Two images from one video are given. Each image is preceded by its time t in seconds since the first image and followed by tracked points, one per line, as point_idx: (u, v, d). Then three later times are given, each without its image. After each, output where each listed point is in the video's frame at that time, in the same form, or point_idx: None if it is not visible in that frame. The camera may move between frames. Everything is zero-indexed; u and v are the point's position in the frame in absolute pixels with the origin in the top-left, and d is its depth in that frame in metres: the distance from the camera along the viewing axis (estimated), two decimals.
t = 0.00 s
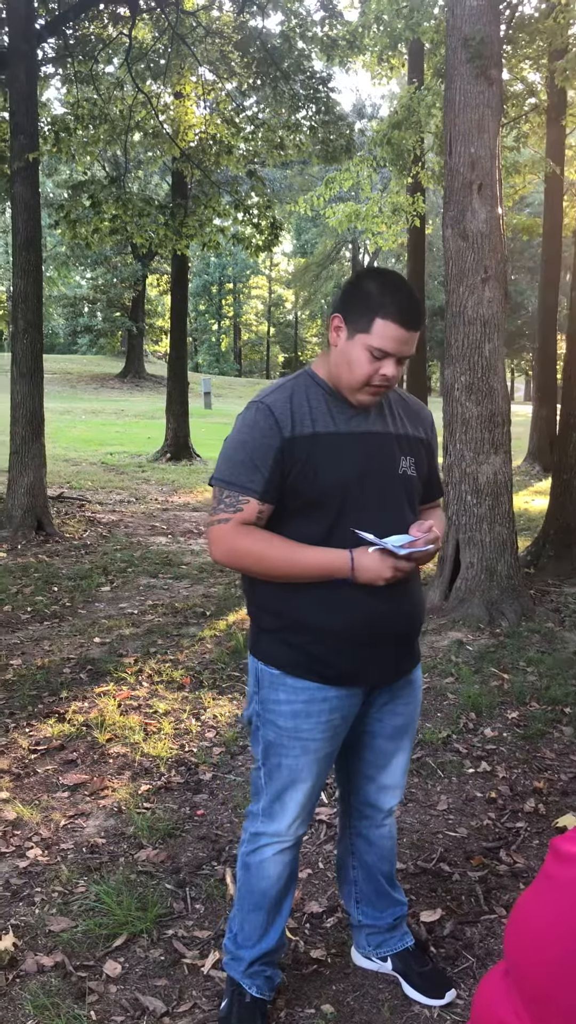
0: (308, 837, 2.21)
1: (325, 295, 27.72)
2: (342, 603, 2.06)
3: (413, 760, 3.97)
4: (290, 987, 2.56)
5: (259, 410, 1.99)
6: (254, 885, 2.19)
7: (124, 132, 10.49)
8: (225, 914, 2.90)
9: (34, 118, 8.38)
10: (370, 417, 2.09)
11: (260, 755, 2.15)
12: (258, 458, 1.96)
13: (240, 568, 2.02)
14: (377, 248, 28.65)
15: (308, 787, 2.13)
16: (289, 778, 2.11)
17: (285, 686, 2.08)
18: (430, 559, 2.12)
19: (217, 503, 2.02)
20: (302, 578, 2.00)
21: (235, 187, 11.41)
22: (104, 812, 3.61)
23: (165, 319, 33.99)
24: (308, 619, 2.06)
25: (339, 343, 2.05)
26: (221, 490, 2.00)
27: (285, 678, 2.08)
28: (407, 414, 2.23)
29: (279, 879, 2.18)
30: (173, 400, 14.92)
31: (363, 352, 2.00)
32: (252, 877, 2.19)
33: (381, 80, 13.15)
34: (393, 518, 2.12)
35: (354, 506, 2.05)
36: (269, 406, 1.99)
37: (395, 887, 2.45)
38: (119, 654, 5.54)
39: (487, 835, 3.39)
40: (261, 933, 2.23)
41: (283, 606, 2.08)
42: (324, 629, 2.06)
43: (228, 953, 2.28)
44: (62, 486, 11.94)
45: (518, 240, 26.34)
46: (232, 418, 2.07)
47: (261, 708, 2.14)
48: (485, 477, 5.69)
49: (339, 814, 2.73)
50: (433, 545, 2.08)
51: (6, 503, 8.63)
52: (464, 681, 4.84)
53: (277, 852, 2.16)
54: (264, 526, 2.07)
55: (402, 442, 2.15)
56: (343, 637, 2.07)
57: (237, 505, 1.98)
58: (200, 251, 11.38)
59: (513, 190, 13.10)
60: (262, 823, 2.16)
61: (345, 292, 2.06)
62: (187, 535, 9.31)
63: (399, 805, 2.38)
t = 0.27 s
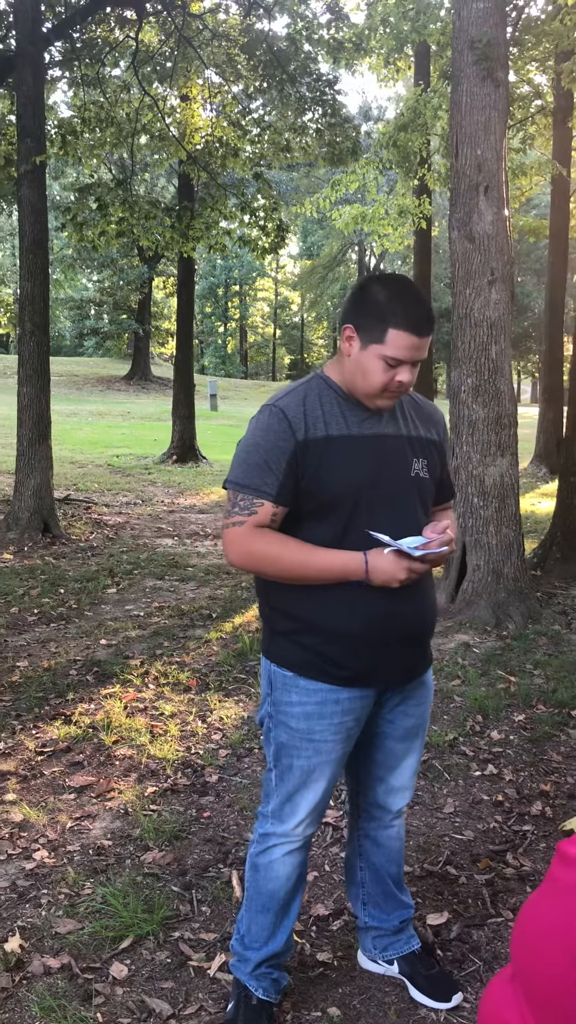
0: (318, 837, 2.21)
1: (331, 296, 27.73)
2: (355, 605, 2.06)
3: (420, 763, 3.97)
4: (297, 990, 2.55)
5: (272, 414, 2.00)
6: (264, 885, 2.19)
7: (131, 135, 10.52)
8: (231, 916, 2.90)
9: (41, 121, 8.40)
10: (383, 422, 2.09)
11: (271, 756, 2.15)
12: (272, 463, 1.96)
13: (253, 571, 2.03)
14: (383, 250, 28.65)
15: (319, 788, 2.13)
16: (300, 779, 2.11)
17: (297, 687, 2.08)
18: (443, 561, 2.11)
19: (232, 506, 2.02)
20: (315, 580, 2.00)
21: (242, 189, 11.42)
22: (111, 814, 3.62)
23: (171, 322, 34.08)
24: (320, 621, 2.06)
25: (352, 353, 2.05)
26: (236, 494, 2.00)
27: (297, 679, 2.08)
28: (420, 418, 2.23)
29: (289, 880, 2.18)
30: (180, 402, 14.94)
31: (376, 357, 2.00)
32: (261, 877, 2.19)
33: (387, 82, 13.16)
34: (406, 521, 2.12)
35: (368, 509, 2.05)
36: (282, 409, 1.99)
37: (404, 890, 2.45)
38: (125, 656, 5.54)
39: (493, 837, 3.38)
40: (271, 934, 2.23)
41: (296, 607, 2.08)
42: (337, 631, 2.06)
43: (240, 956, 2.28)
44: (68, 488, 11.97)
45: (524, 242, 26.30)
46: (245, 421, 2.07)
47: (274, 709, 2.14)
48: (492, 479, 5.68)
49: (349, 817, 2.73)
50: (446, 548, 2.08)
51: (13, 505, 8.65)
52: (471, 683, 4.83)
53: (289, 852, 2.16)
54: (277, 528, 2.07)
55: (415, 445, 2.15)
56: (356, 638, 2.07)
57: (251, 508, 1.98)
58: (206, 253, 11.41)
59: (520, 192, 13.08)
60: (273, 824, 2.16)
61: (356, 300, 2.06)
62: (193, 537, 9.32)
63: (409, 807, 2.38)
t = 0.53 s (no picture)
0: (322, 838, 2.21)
1: (335, 297, 27.72)
2: (361, 606, 2.06)
3: (424, 764, 3.96)
4: (301, 990, 2.55)
5: (280, 415, 2.00)
6: (268, 886, 2.18)
7: (135, 135, 10.53)
8: (236, 917, 2.90)
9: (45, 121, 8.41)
10: (391, 424, 2.09)
11: (275, 756, 2.15)
12: (279, 464, 1.96)
13: (259, 571, 2.03)
14: (387, 250, 28.62)
15: (324, 788, 2.12)
16: (304, 780, 2.11)
17: (302, 688, 2.08)
18: (450, 563, 2.11)
19: (239, 507, 2.02)
20: (321, 582, 2.00)
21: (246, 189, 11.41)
22: (115, 814, 3.62)
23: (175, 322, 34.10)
24: (326, 621, 2.06)
25: (360, 358, 2.04)
26: (243, 495, 2.00)
27: (302, 679, 2.08)
28: (428, 421, 2.22)
29: (294, 881, 2.18)
30: (184, 402, 14.95)
31: (384, 361, 1.99)
32: (265, 877, 2.19)
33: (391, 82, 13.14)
34: (413, 522, 2.11)
35: (374, 510, 2.05)
36: (290, 411, 2.00)
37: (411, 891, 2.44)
38: (129, 656, 5.55)
39: (498, 839, 3.37)
40: (276, 935, 2.23)
41: (302, 608, 2.08)
42: (342, 632, 2.05)
43: (246, 956, 2.28)
44: (72, 488, 11.98)
45: (528, 241, 26.27)
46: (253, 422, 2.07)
47: (278, 710, 2.14)
48: (496, 480, 5.67)
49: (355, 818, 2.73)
50: (454, 549, 2.07)
51: (18, 505, 8.67)
52: (475, 684, 4.82)
53: (293, 853, 2.15)
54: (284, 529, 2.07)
55: (422, 446, 2.15)
56: (361, 639, 2.06)
57: (258, 509, 1.98)
58: (210, 253, 11.41)
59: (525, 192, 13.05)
60: (277, 824, 2.16)
61: (364, 303, 2.05)
62: (198, 538, 9.33)
63: (413, 807, 2.38)
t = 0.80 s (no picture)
0: (322, 838, 2.21)
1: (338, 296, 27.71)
2: (359, 606, 2.06)
3: (428, 763, 3.96)
4: (305, 990, 2.55)
5: (279, 413, 1.99)
6: (267, 885, 2.18)
7: (138, 134, 10.54)
8: (240, 916, 2.90)
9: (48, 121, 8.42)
10: (391, 423, 2.08)
11: (273, 756, 2.15)
12: (278, 463, 1.96)
13: (257, 570, 2.02)
14: (390, 249, 28.60)
15: (321, 788, 2.12)
16: (302, 780, 2.11)
17: (300, 688, 2.08)
18: (449, 563, 2.10)
19: (236, 504, 2.02)
20: (319, 581, 2.00)
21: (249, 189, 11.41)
22: (119, 813, 3.62)
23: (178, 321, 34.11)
24: (322, 621, 2.06)
25: (360, 355, 2.04)
26: (241, 492, 2.00)
27: (299, 679, 2.08)
28: (428, 421, 2.22)
29: (295, 881, 2.17)
30: (187, 401, 14.96)
31: (385, 360, 1.99)
32: (264, 877, 2.19)
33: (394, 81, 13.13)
34: (412, 522, 2.11)
35: (373, 510, 2.04)
36: (289, 408, 1.99)
37: (412, 891, 2.44)
38: (133, 655, 5.55)
39: (502, 838, 3.37)
40: (277, 935, 2.23)
41: (299, 607, 2.08)
42: (340, 632, 2.05)
43: (245, 955, 2.28)
44: (76, 487, 11.99)
45: (532, 239, 26.26)
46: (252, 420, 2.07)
47: (276, 710, 2.14)
48: (500, 479, 5.67)
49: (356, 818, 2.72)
50: (452, 549, 2.06)
51: (21, 504, 8.67)
52: (479, 684, 4.82)
53: (292, 853, 2.15)
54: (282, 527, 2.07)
55: (422, 446, 2.14)
56: (359, 639, 2.06)
57: (256, 507, 1.97)
58: (213, 253, 11.42)
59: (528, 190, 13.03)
60: (275, 824, 2.16)
61: (367, 300, 2.04)
62: (201, 537, 9.33)
63: (413, 808, 2.37)
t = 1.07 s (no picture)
0: (320, 838, 2.21)
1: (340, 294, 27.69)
2: (355, 605, 2.06)
3: (431, 762, 3.95)
4: (309, 988, 2.55)
5: (273, 411, 1.99)
6: (265, 885, 2.18)
7: (139, 133, 10.53)
8: (243, 915, 2.90)
9: (49, 120, 8.41)
10: (386, 420, 2.08)
11: (270, 757, 2.14)
12: (273, 461, 1.95)
13: (252, 569, 2.02)
14: (392, 248, 28.58)
15: (319, 788, 2.12)
16: (299, 781, 2.10)
17: (296, 688, 2.08)
18: (445, 561, 2.10)
19: (231, 502, 2.01)
20: (315, 581, 2.00)
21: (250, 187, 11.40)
22: (122, 812, 3.62)
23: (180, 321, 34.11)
24: (318, 620, 2.06)
25: (355, 349, 2.04)
26: (236, 491, 2.00)
27: (295, 679, 2.08)
28: (423, 418, 2.22)
29: (295, 881, 2.17)
30: (189, 401, 14.95)
31: (380, 355, 1.98)
32: (262, 877, 2.19)
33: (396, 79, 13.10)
34: (407, 520, 2.11)
35: (368, 508, 2.04)
36: (284, 406, 1.99)
37: (411, 889, 2.44)
38: (136, 655, 5.54)
39: (506, 836, 3.37)
40: (277, 935, 2.22)
41: (294, 607, 2.08)
42: (336, 632, 2.05)
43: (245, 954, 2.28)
44: (78, 486, 11.99)
45: (534, 237, 26.21)
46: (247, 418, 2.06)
47: (272, 710, 2.14)
48: (502, 477, 5.66)
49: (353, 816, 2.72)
50: (448, 547, 2.06)
51: (24, 504, 8.68)
52: (482, 682, 4.81)
53: (290, 853, 2.15)
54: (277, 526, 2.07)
55: (417, 444, 2.14)
56: (355, 638, 2.06)
57: (251, 506, 1.97)
58: (215, 252, 11.41)
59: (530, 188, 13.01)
60: (273, 825, 2.16)
61: (361, 295, 2.04)
62: (203, 536, 9.33)
63: (412, 808, 2.37)
